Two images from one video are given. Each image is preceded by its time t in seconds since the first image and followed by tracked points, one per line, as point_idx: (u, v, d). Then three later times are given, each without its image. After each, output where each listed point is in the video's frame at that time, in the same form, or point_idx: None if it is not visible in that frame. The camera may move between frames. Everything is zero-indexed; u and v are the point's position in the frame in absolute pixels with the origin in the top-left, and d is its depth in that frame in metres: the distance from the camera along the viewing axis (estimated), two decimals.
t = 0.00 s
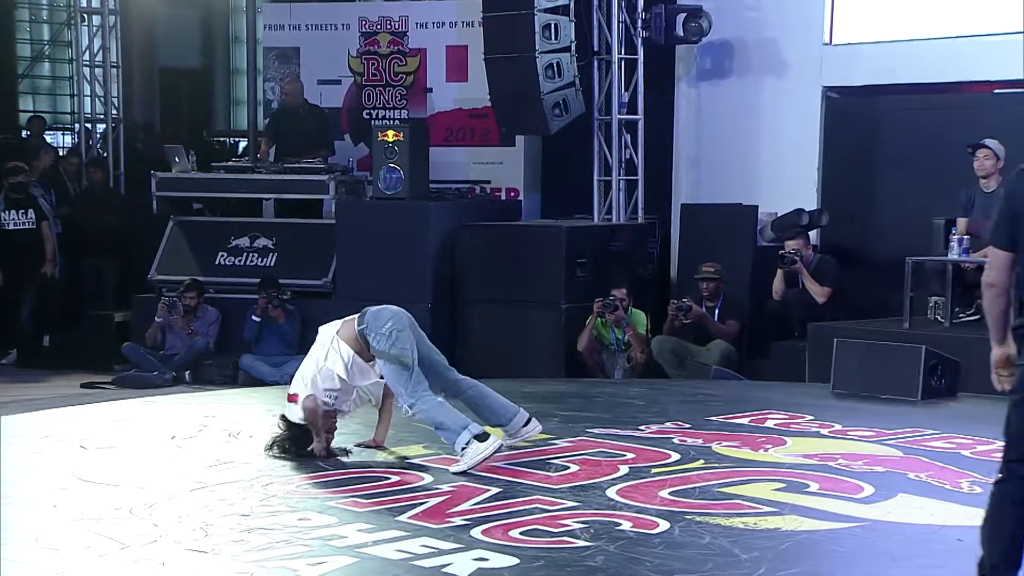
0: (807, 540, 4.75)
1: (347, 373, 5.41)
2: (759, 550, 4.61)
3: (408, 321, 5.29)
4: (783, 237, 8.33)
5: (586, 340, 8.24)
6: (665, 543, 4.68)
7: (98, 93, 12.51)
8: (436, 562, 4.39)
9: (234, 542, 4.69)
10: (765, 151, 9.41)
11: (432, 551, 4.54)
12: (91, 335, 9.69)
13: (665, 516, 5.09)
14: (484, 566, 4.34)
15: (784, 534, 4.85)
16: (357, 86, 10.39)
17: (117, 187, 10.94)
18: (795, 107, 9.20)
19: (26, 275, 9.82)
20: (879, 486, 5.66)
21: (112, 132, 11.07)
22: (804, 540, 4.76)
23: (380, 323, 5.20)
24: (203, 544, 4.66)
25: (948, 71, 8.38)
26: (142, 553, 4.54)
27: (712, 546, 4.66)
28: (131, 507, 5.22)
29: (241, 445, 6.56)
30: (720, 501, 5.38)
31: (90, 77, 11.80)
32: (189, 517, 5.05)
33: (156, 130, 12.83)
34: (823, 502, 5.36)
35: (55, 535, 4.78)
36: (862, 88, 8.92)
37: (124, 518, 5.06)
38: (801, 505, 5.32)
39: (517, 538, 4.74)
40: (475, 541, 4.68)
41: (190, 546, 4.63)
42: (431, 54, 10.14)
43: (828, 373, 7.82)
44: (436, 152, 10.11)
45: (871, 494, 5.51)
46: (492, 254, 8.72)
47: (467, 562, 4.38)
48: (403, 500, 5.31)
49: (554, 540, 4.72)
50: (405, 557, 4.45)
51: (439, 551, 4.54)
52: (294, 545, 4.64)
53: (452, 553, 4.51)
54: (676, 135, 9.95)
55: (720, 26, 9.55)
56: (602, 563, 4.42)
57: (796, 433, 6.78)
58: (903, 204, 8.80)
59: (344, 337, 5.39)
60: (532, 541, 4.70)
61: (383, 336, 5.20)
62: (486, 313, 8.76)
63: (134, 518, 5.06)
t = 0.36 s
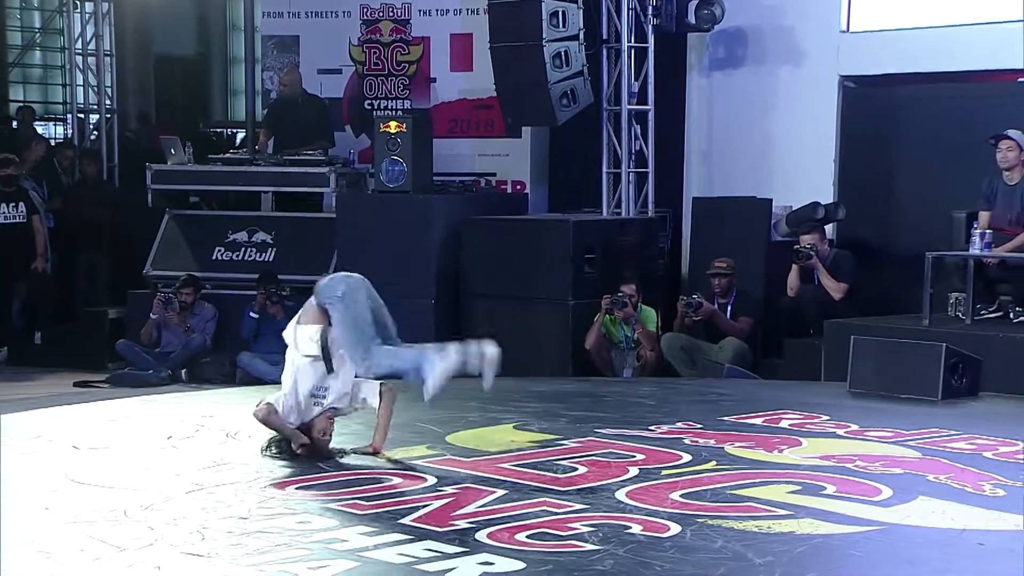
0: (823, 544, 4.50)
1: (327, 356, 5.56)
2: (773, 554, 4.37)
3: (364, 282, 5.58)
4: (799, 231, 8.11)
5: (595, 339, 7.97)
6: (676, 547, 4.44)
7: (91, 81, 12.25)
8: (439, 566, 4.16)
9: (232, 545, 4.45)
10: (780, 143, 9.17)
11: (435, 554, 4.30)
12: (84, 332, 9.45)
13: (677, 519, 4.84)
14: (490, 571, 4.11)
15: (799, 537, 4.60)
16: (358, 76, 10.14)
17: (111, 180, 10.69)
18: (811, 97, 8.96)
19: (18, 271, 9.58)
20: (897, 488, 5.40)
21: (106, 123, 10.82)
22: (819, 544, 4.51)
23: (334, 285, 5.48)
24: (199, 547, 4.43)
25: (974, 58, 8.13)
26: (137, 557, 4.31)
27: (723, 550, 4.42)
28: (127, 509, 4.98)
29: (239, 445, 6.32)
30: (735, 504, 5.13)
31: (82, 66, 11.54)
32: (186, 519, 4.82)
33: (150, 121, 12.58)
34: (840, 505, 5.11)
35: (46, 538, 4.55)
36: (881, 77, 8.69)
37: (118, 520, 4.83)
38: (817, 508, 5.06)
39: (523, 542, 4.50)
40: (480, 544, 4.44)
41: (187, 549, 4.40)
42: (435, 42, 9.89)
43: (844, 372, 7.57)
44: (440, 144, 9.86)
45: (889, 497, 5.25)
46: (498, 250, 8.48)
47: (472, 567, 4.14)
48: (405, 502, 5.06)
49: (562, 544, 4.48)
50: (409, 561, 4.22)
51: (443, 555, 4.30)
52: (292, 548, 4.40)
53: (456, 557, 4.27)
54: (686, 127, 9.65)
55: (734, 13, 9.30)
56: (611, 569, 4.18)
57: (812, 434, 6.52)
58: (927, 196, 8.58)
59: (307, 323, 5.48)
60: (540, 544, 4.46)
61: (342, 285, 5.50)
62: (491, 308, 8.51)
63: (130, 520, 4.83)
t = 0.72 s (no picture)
0: (836, 547, 4.33)
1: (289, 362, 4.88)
2: (785, 558, 4.20)
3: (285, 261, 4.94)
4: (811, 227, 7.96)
5: (601, 338, 7.81)
6: (685, 550, 4.27)
7: (89, 74, 12.08)
8: (442, 570, 3.99)
9: (230, 547, 4.29)
10: (792, 136, 9.00)
11: (437, 557, 4.14)
12: (80, 330, 9.29)
13: (686, 521, 4.68)
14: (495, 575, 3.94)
15: (813, 540, 4.43)
16: (360, 69, 9.97)
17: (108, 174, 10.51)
18: (824, 89, 8.79)
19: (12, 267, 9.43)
20: (913, 490, 5.23)
21: (103, 116, 10.63)
22: (831, 547, 4.34)
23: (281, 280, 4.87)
24: (196, 549, 4.27)
25: (985, 49, 7.95)
26: (135, 560, 4.15)
27: (733, 553, 4.25)
28: (124, 511, 4.82)
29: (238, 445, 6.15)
30: (746, 506, 4.95)
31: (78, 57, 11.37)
32: (183, 520, 4.66)
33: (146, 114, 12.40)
34: (854, 507, 4.94)
35: (42, 541, 4.39)
36: (895, 70, 8.51)
37: (114, 522, 4.67)
38: (829, 510, 4.89)
39: (529, 545, 4.33)
40: (484, 547, 4.27)
41: (185, 552, 4.24)
42: (438, 34, 9.71)
43: (857, 370, 7.40)
44: (443, 138, 9.69)
45: (904, 499, 5.07)
46: (503, 246, 8.32)
47: (476, 571, 3.98)
48: (406, 504, 4.89)
49: (569, 546, 4.31)
50: (411, 565, 4.05)
51: (446, 558, 4.13)
52: (292, 549, 4.24)
53: (460, 560, 4.10)
54: (696, 121, 9.51)
55: (745, 4, 9.12)
56: (619, 573, 4.01)
57: (824, 434, 6.35)
58: (941, 191, 8.42)
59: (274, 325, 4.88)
60: (545, 547, 4.29)
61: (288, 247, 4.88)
62: (496, 305, 8.34)
63: (128, 522, 4.66)
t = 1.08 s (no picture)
0: (850, 547, 4.31)
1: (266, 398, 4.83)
2: (798, 558, 4.19)
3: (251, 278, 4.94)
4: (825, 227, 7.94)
5: (614, 337, 7.80)
6: (699, 551, 4.26)
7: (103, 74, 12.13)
8: (455, 569, 3.99)
9: (244, 547, 4.29)
10: (806, 136, 8.98)
11: (450, 557, 4.13)
12: (93, 329, 9.32)
13: (699, 522, 4.66)
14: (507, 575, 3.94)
15: (827, 541, 4.41)
16: (372, 69, 9.98)
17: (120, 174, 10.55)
18: (838, 89, 8.76)
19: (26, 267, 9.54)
20: (927, 491, 5.20)
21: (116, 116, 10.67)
22: (845, 547, 4.33)
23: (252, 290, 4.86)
24: (209, 548, 4.27)
25: (1001, 48, 7.93)
26: (149, 559, 4.15)
27: (746, 553, 4.24)
28: (138, 510, 4.83)
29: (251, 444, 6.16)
30: (760, 507, 4.94)
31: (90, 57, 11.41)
32: (196, 520, 4.67)
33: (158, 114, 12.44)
34: (867, 508, 4.92)
35: (56, 540, 4.40)
36: (910, 69, 8.49)
37: (127, 521, 4.67)
38: (843, 511, 4.87)
39: (542, 545, 4.32)
40: (497, 547, 4.27)
41: (198, 551, 4.24)
42: (451, 34, 9.71)
43: (871, 371, 7.37)
44: (455, 138, 9.69)
45: (918, 500, 5.05)
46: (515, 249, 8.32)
47: (489, 571, 3.98)
48: (420, 504, 4.89)
49: (582, 546, 4.31)
50: (424, 565, 4.05)
51: (459, 558, 4.13)
52: (305, 549, 4.24)
53: (473, 560, 4.10)
54: (709, 120, 9.49)
55: (759, 3, 9.11)
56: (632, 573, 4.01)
57: (837, 434, 6.33)
58: (956, 190, 8.40)
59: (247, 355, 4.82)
60: (558, 547, 4.29)
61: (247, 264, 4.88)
62: (507, 306, 8.33)
63: (141, 521, 4.67)
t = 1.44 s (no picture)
0: (886, 551, 4.28)
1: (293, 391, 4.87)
2: (833, 561, 4.16)
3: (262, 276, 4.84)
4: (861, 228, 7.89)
5: (647, 339, 7.82)
6: (733, 553, 4.24)
7: (139, 76, 12.23)
8: (488, 570, 3.99)
9: (278, 547, 4.31)
10: (840, 137, 8.95)
11: (484, 558, 4.13)
12: (127, 329, 9.42)
13: (734, 524, 4.65)
14: None
15: (862, 544, 4.38)
16: (406, 70, 10.01)
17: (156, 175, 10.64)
18: (873, 89, 8.72)
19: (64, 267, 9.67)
20: (964, 494, 5.16)
21: (152, 117, 10.77)
22: (881, 551, 4.30)
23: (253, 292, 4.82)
24: (244, 548, 4.29)
25: None
26: (184, 559, 4.18)
27: (781, 556, 4.22)
28: (172, 510, 4.86)
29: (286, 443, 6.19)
30: (794, 509, 4.91)
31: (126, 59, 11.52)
32: (230, 520, 4.69)
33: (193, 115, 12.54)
34: (903, 511, 4.89)
35: (93, 539, 4.43)
36: (945, 69, 8.43)
37: (163, 520, 4.70)
38: (879, 514, 4.84)
39: (575, 546, 4.32)
40: (530, 548, 4.27)
41: (233, 551, 4.26)
42: (484, 35, 9.72)
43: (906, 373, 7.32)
44: (488, 139, 9.71)
45: (956, 504, 5.01)
46: (548, 250, 8.31)
47: (522, 572, 3.97)
48: (454, 505, 4.89)
49: (616, 548, 4.30)
50: (458, 566, 4.05)
51: (492, 559, 4.13)
52: (339, 549, 4.26)
53: (506, 561, 4.10)
54: (743, 121, 9.46)
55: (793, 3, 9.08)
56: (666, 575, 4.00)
57: (873, 436, 6.29)
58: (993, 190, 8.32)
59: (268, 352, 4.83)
60: (592, 549, 4.28)
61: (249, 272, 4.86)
62: (539, 307, 8.32)
63: (176, 521, 4.70)
